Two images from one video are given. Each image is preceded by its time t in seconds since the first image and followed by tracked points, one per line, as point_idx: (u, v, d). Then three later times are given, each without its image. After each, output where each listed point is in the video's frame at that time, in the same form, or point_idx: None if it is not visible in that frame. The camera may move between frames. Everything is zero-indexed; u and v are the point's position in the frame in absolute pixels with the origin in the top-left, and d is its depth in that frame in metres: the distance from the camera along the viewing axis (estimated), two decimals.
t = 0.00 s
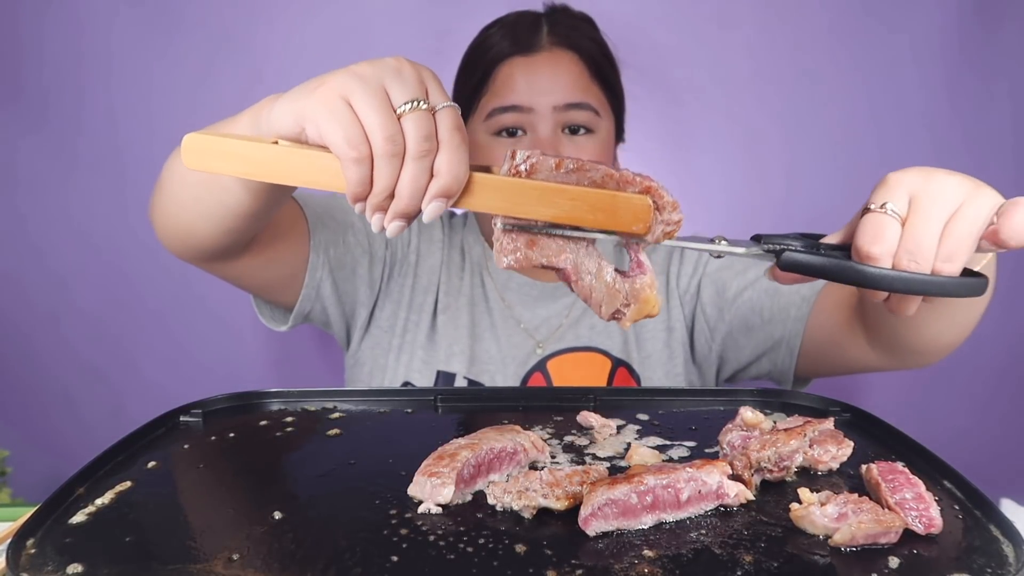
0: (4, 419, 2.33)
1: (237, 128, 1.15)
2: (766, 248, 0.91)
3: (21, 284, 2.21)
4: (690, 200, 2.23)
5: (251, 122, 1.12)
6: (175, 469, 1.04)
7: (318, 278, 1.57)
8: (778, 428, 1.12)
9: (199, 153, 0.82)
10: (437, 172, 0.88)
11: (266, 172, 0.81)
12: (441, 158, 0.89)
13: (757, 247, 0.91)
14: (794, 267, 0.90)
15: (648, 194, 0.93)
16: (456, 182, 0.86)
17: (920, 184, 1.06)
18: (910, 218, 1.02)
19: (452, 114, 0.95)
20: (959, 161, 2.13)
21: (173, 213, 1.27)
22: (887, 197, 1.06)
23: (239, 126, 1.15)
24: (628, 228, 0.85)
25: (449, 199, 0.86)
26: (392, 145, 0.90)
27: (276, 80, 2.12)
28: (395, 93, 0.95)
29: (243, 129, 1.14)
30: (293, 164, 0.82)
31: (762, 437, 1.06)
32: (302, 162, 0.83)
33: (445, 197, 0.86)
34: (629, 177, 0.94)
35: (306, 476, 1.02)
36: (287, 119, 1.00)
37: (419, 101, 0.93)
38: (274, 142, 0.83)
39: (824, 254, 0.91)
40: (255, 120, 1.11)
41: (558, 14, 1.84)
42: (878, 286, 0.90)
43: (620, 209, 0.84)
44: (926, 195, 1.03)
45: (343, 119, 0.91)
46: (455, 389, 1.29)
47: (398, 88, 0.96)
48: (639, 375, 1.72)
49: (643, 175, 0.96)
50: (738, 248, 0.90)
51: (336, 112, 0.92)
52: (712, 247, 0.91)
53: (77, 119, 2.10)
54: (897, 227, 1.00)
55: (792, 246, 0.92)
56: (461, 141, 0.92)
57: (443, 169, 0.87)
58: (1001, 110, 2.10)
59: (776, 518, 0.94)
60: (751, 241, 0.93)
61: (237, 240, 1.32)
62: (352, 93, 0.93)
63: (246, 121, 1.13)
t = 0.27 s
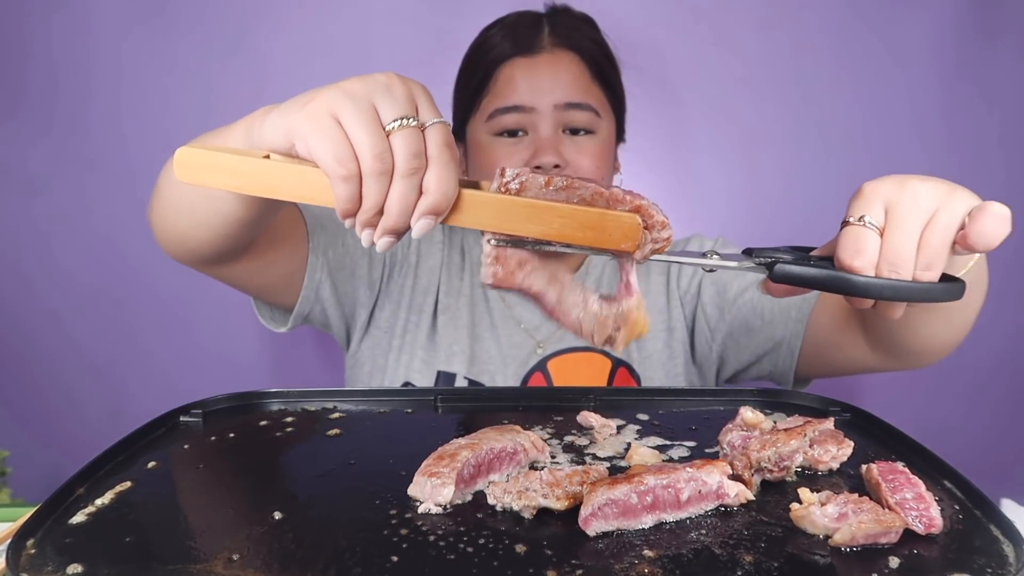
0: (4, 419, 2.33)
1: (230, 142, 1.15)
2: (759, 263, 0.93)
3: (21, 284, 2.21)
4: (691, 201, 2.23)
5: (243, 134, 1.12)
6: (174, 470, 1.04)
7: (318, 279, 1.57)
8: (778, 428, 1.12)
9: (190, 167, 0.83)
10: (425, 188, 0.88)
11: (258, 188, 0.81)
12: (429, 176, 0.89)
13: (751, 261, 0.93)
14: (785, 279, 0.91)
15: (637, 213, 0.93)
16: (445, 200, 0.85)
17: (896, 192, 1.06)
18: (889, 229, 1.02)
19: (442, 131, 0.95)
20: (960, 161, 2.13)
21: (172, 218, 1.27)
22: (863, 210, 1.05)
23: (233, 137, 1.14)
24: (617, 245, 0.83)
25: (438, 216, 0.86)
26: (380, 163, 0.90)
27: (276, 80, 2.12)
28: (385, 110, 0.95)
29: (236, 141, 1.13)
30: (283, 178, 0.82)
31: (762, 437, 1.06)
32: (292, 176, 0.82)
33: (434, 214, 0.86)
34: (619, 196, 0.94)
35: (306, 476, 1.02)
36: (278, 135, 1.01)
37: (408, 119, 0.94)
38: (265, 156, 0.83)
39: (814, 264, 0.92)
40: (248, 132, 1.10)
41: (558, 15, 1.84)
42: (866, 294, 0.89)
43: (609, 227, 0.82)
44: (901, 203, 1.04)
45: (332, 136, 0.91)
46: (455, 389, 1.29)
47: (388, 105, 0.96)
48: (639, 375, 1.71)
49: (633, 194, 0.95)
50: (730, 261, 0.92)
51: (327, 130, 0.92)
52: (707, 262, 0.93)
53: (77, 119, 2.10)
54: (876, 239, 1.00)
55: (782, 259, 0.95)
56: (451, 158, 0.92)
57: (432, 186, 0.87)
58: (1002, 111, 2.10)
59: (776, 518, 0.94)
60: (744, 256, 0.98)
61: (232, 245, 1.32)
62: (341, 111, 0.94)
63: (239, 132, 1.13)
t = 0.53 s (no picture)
0: (4, 419, 2.33)
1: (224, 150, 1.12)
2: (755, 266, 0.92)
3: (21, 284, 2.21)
4: (691, 201, 2.23)
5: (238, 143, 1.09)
6: (174, 470, 1.04)
7: (318, 279, 1.57)
8: (778, 428, 1.12)
9: (187, 177, 0.84)
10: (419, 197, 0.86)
11: (253, 196, 0.83)
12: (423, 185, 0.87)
13: (747, 266, 0.92)
14: (784, 284, 0.90)
15: (632, 221, 0.91)
16: (439, 208, 0.85)
17: (893, 195, 1.05)
18: (888, 232, 1.01)
19: (437, 139, 0.93)
20: (960, 162, 2.13)
21: (170, 223, 1.26)
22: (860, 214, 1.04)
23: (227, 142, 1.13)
24: (612, 254, 0.85)
25: (432, 224, 0.85)
26: (374, 171, 0.88)
27: (276, 80, 2.12)
28: (378, 118, 0.93)
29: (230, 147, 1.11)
30: (277, 185, 0.83)
31: (762, 437, 1.06)
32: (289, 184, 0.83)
33: (428, 222, 0.85)
34: (614, 204, 0.92)
35: (306, 477, 1.02)
36: (273, 143, 0.99)
37: (402, 127, 0.91)
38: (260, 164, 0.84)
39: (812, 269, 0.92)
40: (243, 139, 1.08)
41: (557, 15, 1.84)
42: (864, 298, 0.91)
43: (605, 236, 0.84)
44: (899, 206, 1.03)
45: (326, 145, 0.89)
46: (455, 389, 1.29)
47: (382, 112, 0.93)
48: (639, 375, 1.71)
49: (628, 201, 0.93)
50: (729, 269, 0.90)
51: (320, 138, 0.90)
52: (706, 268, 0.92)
53: (77, 119, 2.10)
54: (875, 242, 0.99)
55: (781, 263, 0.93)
56: (445, 167, 0.90)
57: (426, 195, 0.86)
58: (1002, 111, 2.10)
59: (776, 518, 0.94)
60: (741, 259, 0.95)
61: (229, 248, 1.31)
62: (334, 120, 0.91)
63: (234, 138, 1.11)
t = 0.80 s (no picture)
0: (4, 419, 2.33)
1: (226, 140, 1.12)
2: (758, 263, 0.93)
3: (21, 284, 2.21)
4: (690, 200, 2.23)
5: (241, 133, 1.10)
6: (174, 470, 1.04)
7: (318, 278, 1.57)
8: (778, 428, 1.12)
9: (190, 166, 0.83)
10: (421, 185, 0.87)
11: (257, 185, 0.82)
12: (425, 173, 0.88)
13: (751, 263, 0.93)
14: (788, 280, 0.91)
15: (632, 209, 0.91)
16: (439, 197, 0.85)
17: (908, 198, 1.03)
18: (903, 230, 0.99)
19: (438, 127, 0.93)
20: (960, 161, 2.13)
21: (173, 220, 1.27)
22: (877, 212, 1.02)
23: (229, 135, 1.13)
24: (613, 241, 0.85)
25: (434, 212, 0.86)
26: (376, 159, 0.89)
27: (276, 80, 2.12)
28: (380, 107, 0.93)
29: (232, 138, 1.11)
30: (281, 175, 0.83)
31: (762, 437, 1.06)
32: (299, 172, 0.84)
33: (431, 210, 0.86)
34: (614, 192, 0.92)
35: (306, 476, 1.02)
36: (275, 132, 0.99)
37: (404, 116, 0.92)
38: (262, 154, 0.84)
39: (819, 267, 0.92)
40: (244, 130, 1.09)
41: (556, 15, 1.84)
42: (873, 295, 0.90)
43: (606, 223, 0.83)
44: (916, 208, 1.00)
45: (328, 133, 0.89)
46: (455, 389, 1.29)
47: (384, 101, 0.94)
48: (639, 375, 1.71)
49: (628, 190, 0.93)
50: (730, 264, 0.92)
51: (323, 126, 0.90)
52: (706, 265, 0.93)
53: (77, 119, 2.10)
54: (889, 239, 0.97)
55: (784, 260, 0.94)
56: (446, 155, 0.91)
57: (427, 182, 0.87)
58: (1002, 110, 2.10)
59: (776, 518, 0.94)
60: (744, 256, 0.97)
61: (231, 243, 1.31)
62: (336, 108, 0.91)
63: (236, 129, 1.11)
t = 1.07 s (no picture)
0: (4, 419, 2.33)
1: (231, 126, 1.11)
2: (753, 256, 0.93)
3: (21, 284, 2.21)
4: (691, 200, 2.22)
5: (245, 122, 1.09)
6: (174, 470, 1.04)
7: (318, 276, 1.57)
8: (779, 428, 1.12)
9: (197, 153, 0.82)
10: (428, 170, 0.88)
11: (264, 171, 0.81)
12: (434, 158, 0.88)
13: (747, 253, 0.92)
14: (780, 273, 0.91)
15: (637, 195, 0.91)
16: (448, 182, 0.85)
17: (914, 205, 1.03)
18: (909, 234, 0.98)
19: (445, 115, 0.94)
20: (960, 161, 2.12)
21: (175, 214, 1.27)
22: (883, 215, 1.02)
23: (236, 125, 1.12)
24: (619, 229, 0.83)
25: (443, 197, 0.85)
26: (384, 146, 0.89)
27: (276, 80, 2.12)
28: (388, 94, 0.94)
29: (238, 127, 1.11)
30: (288, 163, 0.82)
31: (762, 437, 1.06)
32: (297, 159, 0.83)
33: (438, 196, 0.86)
34: (619, 179, 0.93)
35: (306, 476, 1.02)
36: (280, 119, 0.99)
37: (412, 103, 0.93)
38: (270, 141, 0.83)
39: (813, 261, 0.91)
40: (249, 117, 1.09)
41: (554, 14, 1.84)
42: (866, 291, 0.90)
43: (611, 210, 0.83)
44: (923, 215, 1.00)
45: (336, 120, 0.90)
46: (455, 389, 1.29)
47: (391, 88, 0.95)
48: (638, 375, 1.72)
49: (633, 178, 0.94)
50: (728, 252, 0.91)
51: (332, 113, 0.91)
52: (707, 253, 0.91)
53: (77, 120, 2.10)
54: (894, 239, 0.96)
55: (780, 252, 0.93)
56: (454, 141, 0.91)
57: (435, 167, 0.87)
58: (1002, 111, 2.09)
59: (776, 518, 0.94)
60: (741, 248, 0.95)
61: (234, 237, 1.31)
62: (345, 95, 0.92)
63: (242, 118, 1.11)
